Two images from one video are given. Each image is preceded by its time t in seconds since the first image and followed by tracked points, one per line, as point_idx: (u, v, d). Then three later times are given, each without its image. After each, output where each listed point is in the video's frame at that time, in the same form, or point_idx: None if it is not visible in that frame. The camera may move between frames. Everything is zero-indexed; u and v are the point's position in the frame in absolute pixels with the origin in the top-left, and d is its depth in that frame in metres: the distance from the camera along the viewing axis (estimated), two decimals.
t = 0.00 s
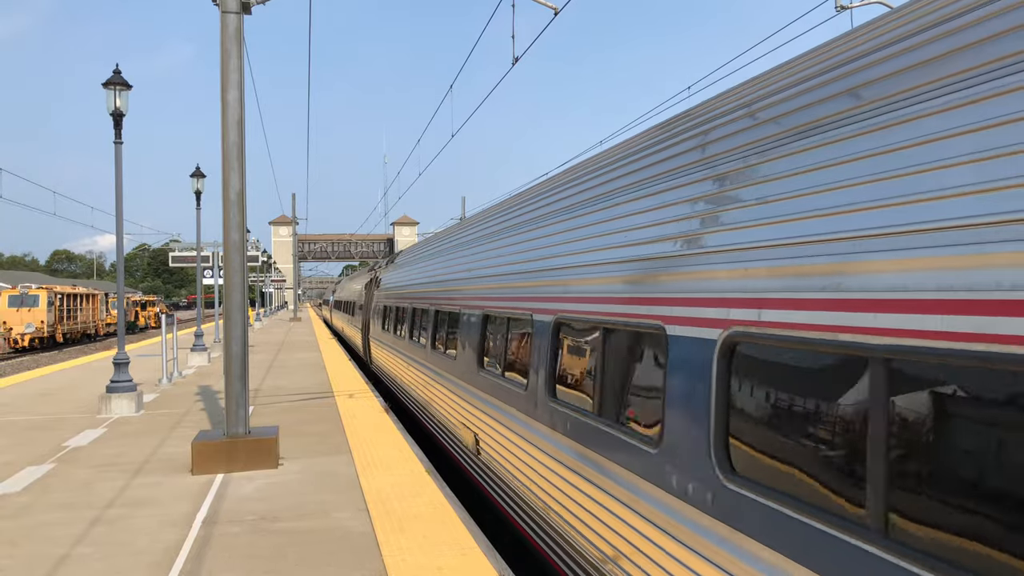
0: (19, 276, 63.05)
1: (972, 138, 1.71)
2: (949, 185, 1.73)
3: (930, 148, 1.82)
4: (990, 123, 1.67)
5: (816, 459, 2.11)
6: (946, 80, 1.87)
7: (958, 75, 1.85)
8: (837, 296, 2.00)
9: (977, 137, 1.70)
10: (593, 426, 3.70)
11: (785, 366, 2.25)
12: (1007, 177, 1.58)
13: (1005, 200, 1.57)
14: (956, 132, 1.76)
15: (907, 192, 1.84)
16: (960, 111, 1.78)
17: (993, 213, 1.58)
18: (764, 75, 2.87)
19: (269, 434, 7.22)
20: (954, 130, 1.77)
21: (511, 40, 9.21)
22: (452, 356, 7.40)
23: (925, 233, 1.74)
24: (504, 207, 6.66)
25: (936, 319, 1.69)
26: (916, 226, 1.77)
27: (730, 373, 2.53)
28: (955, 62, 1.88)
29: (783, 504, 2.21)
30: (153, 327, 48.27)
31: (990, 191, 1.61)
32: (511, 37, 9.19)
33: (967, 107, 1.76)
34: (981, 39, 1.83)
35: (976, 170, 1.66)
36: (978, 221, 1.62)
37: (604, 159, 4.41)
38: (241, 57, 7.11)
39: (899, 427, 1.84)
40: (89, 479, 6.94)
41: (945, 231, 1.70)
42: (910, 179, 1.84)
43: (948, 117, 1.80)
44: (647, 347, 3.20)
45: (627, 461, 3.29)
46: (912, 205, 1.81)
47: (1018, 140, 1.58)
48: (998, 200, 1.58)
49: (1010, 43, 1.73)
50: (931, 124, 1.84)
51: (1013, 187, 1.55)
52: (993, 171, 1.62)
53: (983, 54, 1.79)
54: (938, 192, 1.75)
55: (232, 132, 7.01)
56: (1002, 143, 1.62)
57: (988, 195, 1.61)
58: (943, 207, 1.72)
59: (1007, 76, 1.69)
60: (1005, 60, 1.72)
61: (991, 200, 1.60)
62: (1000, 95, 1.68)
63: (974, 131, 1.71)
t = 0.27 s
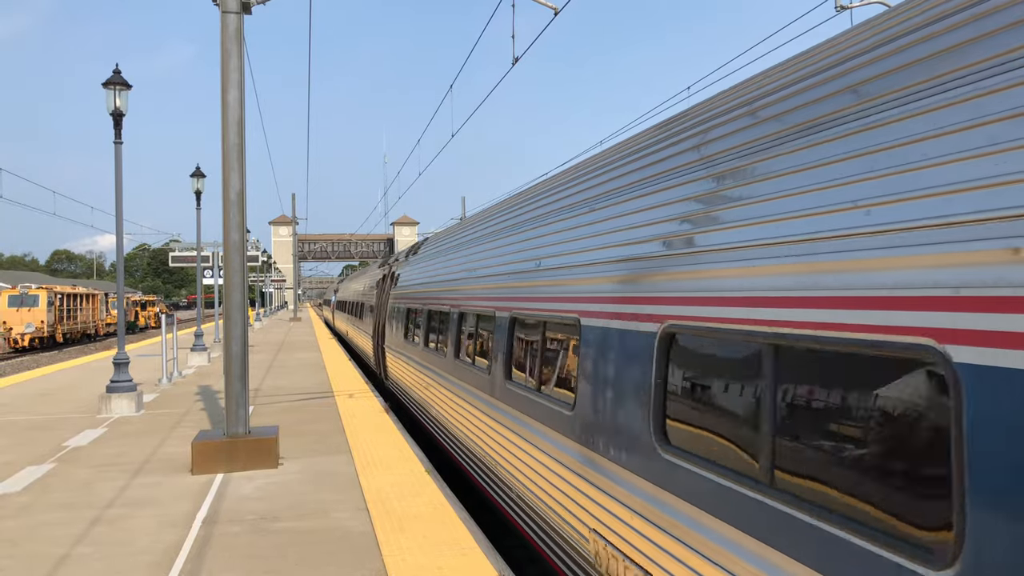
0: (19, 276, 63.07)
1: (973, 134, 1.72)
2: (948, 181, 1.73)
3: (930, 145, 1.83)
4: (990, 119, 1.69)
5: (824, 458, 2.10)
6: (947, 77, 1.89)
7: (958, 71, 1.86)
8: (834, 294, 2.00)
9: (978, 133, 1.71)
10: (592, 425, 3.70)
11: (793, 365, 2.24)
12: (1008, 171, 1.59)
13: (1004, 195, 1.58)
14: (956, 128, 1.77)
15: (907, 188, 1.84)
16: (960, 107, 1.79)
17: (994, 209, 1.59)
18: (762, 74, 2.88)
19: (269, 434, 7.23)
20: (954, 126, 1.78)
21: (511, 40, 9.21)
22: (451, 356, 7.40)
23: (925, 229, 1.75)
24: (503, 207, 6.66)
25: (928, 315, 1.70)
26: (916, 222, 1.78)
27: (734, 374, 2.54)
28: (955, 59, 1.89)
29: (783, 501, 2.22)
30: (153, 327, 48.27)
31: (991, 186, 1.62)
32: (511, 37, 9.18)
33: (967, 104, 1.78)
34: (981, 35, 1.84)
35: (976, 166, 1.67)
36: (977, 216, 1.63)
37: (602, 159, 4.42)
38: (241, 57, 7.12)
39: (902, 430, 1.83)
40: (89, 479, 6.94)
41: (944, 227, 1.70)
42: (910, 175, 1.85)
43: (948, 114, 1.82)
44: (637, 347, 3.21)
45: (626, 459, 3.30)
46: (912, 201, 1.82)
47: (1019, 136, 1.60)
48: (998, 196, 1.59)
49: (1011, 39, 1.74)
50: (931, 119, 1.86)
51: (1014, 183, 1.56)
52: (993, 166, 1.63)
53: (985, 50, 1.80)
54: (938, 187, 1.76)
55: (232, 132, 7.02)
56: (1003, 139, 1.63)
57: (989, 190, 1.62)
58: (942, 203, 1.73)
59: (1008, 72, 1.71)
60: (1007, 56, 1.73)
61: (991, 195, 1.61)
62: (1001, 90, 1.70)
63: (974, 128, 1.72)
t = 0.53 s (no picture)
0: (19, 276, 63.04)
1: (972, 132, 1.72)
2: (947, 179, 1.73)
3: (929, 143, 1.83)
4: (990, 118, 1.69)
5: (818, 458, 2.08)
6: (947, 76, 1.88)
7: (958, 70, 1.86)
8: (834, 295, 1.99)
9: (978, 131, 1.70)
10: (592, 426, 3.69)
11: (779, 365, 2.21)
12: (1008, 169, 1.59)
13: (1005, 194, 1.57)
14: (955, 127, 1.77)
15: (907, 187, 1.84)
16: (961, 106, 1.79)
17: (993, 208, 1.59)
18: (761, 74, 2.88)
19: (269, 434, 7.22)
20: (954, 125, 1.78)
21: (511, 39, 9.20)
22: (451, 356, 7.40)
23: (925, 228, 1.74)
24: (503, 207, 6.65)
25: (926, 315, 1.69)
26: (916, 221, 1.78)
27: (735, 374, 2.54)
28: (955, 58, 1.89)
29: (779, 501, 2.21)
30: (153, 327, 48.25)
31: (990, 185, 1.62)
32: (512, 37, 9.18)
33: (967, 102, 1.77)
34: (981, 34, 1.84)
35: (976, 165, 1.67)
36: (977, 215, 1.62)
37: (602, 159, 4.42)
38: (241, 57, 7.11)
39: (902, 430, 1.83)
40: (89, 479, 6.94)
41: (944, 226, 1.70)
42: (911, 173, 1.85)
43: (948, 112, 1.81)
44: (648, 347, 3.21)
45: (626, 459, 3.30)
46: (912, 200, 1.81)
47: (1018, 134, 1.59)
48: (998, 194, 1.59)
49: (1010, 37, 1.74)
50: (930, 119, 1.86)
51: (1014, 181, 1.56)
52: (993, 165, 1.63)
53: (984, 49, 1.80)
54: (937, 186, 1.75)
55: (232, 132, 7.02)
56: (1003, 137, 1.63)
57: (987, 189, 1.62)
58: (941, 202, 1.73)
59: (1006, 71, 1.71)
60: (1006, 55, 1.73)
61: (991, 194, 1.60)
62: (1000, 88, 1.69)
63: (974, 126, 1.72)
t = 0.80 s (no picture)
0: (19, 276, 63.06)
1: (972, 132, 1.72)
2: (946, 179, 1.73)
3: (928, 143, 1.83)
4: (989, 118, 1.69)
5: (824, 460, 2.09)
6: (946, 76, 1.88)
7: (957, 70, 1.86)
8: (834, 295, 1.99)
9: (977, 131, 1.70)
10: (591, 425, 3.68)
11: (791, 365, 2.21)
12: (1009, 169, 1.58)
13: (1006, 193, 1.57)
14: (954, 127, 1.77)
15: (906, 187, 1.84)
16: (961, 106, 1.78)
17: (992, 207, 1.59)
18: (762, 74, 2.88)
19: (269, 434, 7.22)
20: (955, 125, 1.77)
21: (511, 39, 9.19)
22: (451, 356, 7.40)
23: (925, 228, 1.74)
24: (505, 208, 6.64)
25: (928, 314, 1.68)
26: (915, 221, 1.77)
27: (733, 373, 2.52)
28: (952, 60, 1.89)
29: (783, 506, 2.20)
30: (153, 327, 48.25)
31: (989, 185, 1.61)
32: (512, 38, 9.16)
33: (966, 103, 1.77)
34: (980, 34, 1.84)
35: (976, 164, 1.67)
36: (977, 215, 1.62)
37: (602, 159, 4.42)
38: (240, 57, 7.11)
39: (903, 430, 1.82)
40: (88, 479, 6.94)
41: (944, 226, 1.70)
42: (911, 173, 1.84)
43: (947, 112, 1.81)
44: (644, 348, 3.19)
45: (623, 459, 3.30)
46: (911, 200, 1.81)
47: (1018, 134, 1.59)
48: (996, 194, 1.59)
49: (1009, 38, 1.74)
50: (930, 118, 1.86)
51: (1014, 181, 1.56)
52: (993, 165, 1.63)
53: (984, 49, 1.80)
54: (936, 186, 1.75)
55: (232, 132, 7.01)
56: (1003, 137, 1.63)
57: (986, 189, 1.62)
58: (940, 202, 1.73)
59: (1005, 71, 1.71)
60: (1005, 55, 1.73)
61: (992, 194, 1.60)
62: (999, 88, 1.69)
63: (974, 126, 1.72)
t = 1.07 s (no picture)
0: (19, 275, 63.07)
1: (974, 134, 1.74)
2: (950, 181, 1.75)
3: (931, 145, 1.85)
4: (993, 119, 1.70)
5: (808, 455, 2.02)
6: (947, 78, 1.89)
7: (958, 72, 1.86)
8: (837, 296, 1.99)
9: (980, 133, 1.72)
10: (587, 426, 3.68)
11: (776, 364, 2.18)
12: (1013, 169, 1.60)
13: (1011, 194, 1.59)
14: (956, 129, 1.79)
15: (911, 188, 1.86)
16: (964, 108, 1.79)
17: (997, 208, 1.61)
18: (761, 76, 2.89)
19: (268, 434, 7.22)
20: (957, 127, 1.79)
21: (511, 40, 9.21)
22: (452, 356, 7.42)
23: (930, 229, 1.76)
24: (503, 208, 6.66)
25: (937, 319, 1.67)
26: (921, 221, 1.79)
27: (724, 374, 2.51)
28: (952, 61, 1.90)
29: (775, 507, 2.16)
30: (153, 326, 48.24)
31: (994, 186, 1.63)
32: (512, 37, 9.16)
33: (968, 105, 1.79)
34: (979, 36, 1.85)
35: (980, 166, 1.69)
36: (983, 216, 1.64)
37: (603, 160, 4.43)
38: (241, 57, 7.11)
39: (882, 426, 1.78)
40: (88, 479, 6.94)
41: (950, 227, 1.71)
42: (916, 174, 1.86)
43: (949, 114, 1.83)
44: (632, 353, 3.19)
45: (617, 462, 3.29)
46: (916, 201, 1.83)
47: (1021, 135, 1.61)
48: (1002, 195, 1.61)
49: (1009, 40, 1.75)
50: (933, 120, 1.87)
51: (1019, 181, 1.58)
52: (997, 166, 1.65)
53: (984, 51, 1.81)
54: (941, 187, 1.77)
55: (232, 132, 7.02)
56: (1007, 138, 1.64)
57: (991, 190, 1.64)
58: (945, 203, 1.75)
59: (1004, 74, 1.72)
60: (1003, 58, 1.74)
61: (996, 195, 1.62)
62: (999, 90, 1.71)
63: (976, 128, 1.74)
